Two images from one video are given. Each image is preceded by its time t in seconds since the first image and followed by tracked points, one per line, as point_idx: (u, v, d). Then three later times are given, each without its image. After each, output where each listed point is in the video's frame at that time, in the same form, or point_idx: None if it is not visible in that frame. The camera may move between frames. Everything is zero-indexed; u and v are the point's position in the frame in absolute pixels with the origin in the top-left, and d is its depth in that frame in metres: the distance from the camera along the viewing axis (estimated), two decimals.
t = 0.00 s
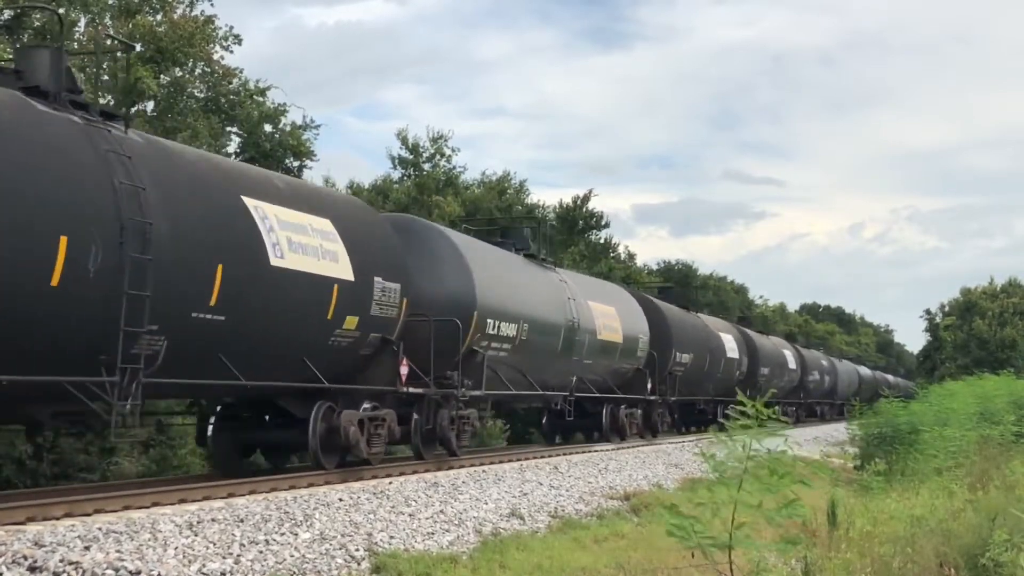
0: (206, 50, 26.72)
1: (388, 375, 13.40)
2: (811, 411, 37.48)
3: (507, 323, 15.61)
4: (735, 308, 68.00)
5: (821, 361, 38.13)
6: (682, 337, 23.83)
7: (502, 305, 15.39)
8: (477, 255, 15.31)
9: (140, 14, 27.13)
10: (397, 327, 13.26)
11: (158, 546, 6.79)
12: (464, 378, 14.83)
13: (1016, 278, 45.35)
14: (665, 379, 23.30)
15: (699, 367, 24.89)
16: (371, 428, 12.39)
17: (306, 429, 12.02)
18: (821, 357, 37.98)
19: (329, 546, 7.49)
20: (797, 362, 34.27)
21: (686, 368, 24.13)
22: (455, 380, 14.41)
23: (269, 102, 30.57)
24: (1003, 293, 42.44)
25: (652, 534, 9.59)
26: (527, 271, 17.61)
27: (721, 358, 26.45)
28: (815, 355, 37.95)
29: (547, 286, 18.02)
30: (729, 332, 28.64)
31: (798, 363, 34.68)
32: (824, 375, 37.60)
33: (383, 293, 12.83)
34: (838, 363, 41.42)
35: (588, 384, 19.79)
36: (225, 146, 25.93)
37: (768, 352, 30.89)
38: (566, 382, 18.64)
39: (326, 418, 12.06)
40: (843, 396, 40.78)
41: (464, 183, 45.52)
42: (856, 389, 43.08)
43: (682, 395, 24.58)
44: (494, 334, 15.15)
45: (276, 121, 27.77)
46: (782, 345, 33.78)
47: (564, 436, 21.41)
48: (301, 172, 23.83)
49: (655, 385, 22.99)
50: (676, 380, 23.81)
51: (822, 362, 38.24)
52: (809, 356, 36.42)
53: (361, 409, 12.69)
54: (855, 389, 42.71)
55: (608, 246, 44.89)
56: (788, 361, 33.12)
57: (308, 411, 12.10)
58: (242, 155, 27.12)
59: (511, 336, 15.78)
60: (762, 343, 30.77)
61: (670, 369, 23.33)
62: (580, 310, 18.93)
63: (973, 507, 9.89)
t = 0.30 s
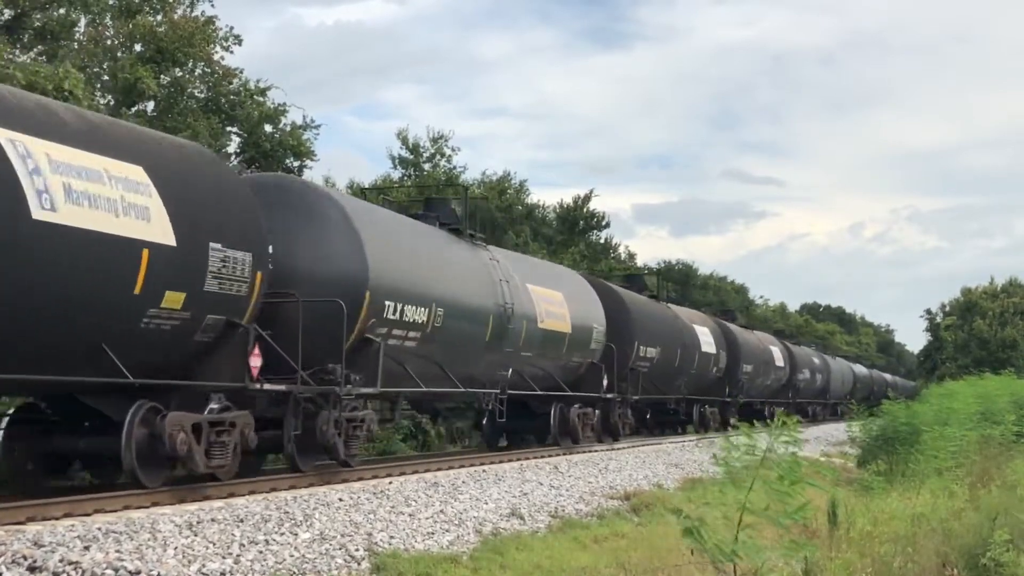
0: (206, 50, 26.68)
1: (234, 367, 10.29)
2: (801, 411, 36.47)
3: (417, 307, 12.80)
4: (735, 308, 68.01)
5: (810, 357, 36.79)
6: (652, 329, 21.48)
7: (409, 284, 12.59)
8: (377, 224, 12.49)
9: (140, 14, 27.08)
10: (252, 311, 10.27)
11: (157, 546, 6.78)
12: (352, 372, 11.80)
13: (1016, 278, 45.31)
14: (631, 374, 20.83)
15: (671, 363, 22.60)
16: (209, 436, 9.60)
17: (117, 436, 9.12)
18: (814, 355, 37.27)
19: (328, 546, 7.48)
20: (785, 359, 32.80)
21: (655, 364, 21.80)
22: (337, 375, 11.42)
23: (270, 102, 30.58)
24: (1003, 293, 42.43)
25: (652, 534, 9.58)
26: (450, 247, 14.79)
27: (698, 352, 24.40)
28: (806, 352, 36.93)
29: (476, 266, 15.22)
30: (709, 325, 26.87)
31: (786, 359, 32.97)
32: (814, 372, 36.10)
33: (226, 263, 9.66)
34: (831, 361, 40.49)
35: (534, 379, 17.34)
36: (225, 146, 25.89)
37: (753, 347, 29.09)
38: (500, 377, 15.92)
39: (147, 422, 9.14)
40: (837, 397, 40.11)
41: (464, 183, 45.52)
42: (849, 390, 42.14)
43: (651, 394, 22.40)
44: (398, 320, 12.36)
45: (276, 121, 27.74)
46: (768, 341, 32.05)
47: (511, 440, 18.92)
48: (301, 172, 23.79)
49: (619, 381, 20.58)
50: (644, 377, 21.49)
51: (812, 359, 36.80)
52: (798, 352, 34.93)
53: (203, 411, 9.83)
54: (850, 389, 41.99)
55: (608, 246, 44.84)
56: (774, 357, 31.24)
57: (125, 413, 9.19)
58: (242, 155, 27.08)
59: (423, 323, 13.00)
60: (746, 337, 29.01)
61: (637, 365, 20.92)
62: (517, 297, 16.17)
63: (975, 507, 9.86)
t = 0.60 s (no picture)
0: (207, 51, 26.68)
1: None
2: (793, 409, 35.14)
3: (279, 284, 10.14)
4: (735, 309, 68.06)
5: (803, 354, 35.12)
6: (612, 320, 18.94)
7: (267, 257, 9.92)
8: (224, 178, 9.75)
9: (140, 14, 27.08)
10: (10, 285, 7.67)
11: (158, 546, 6.79)
12: (174, 366, 9.16)
13: (1016, 279, 45.31)
14: (584, 370, 18.20)
15: (634, 358, 20.26)
16: None
17: None
18: (808, 353, 36.10)
19: (329, 546, 7.49)
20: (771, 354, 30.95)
21: (613, 360, 19.23)
22: (150, 368, 8.75)
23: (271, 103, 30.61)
24: (1003, 293, 42.46)
25: (653, 534, 9.59)
26: (345, 214, 12.07)
27: (668, 348, 22.17)
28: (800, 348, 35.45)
29: (377, 238, 12.45)
30: (685, 318, 24.84)
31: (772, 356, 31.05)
32: (805, 371, 34.28)
33: None
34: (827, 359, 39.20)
35: (458, 375, 14.71)
36: (225, 146, 25.90)
37: (734, 343, 27.16)
38: (410, 373, 13.26)
39: None
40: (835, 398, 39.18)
41: (465, 183, 45.53)
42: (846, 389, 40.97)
43: (610, 392, 20.04)
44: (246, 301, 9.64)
45: (276, 122, 27.76)
46: (753, 335, 30.16)
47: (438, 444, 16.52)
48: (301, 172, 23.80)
49: (569, 378, 17.96)
50: (599, 374, 18.94)
51: (803, 356, 35.06)
52: (787, 348, 33.07)
53: None
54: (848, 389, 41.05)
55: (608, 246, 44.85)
56: (757, 353, 29.25)
57: None
58: (242, 155, 27.11)
59: (288, 303, 10.31)
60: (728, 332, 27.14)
61: (593, 360, 18.34)
62: (432, 277, 13.30)
63: (975, 507, 9.87)
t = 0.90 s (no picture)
0: (206, 51, 26.69)
1: None
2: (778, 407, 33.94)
3: (50, 250, 7.70)
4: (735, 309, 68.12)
5: (787, 350, 33.82)
6: (554, 308, 17.02)
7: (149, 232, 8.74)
8: (50, 129, 8.13)
9: (140, 14, 27.09)
10: None
11: (158, 546, 6.80)
12: None
13: (1016, 279, 45.30)
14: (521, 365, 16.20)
15: (585, 351, 18.52)
16: None
17: None
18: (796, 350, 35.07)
19: (329, 546, 7.49)
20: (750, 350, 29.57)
21: (558, 353, 17.40)
22: None
23: (271, 103, 30.64)
24: (1003, 293, 42.47)
25: (652, 534, 9.60)
26: (181, 167, 9.71)
27: (627, 340, 20.53)
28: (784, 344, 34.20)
29: (222, 194, 10.05)
30: (652, 310, 23.31)
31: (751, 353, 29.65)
32: (788, 369, 32.90)
33: None
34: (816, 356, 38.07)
35: (349, 373, 12.39)
36: (225, 146, 25.95)
37: (707, 338, 25.65)
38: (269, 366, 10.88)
39: None
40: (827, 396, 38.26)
41: (464, 183, 45.56)
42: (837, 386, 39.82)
43: (556, 389, 18.22)
44: None
45: (276, 122, 27.81)
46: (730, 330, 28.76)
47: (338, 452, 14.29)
48: (301, 172, 23.81)
49: (501, 373, 15.94)
50: (540, 369, 16.99)
51: (787, 353, 33.73)
52: (767, 344, 31.69)
53: None
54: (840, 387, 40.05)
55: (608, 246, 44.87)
56: (734, 350, 27.77)
57: None
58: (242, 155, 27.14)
59: (64, 272, 7.85)
60: (701, 326, 25.69)
61: (531, 354, 16.41)
62: (300, 246, 10.86)
63: (975, 507, 9.88)
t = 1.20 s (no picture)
0: (207, 51, 26.66)
1: None
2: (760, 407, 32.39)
3: None
4: (735, 310, 68.14)
5: (769, 347, 32.12)
6: (482, 292, 14.49)
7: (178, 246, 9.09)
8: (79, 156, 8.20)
9: (141, 14, 27.06)
10: None
11: (158, 547, 6.79)
12: None
13: (1016, 279, 45.23)
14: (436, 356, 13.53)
15: (522, 345, 16.08)
16: None
17: None
18: (780, 347, 33.71)
19: (329, 547, 7.49)
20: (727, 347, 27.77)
21: (485, 345, 14.82)
22: None
23: (271, 104, 30.67)
24: (1003, 293, 42.46)
25: (652, 534, 9.60)
26: None
27: (577, 330, 18.20)
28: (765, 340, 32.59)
29: None
30: (610, 301, 21.09)
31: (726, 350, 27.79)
32: (769, 367, 31.17)
33: None
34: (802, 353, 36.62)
35: (176, 367, 9.50)
36: (226, 146, 25.94)
37: (674, 332, 23.56)
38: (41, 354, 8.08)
39: None
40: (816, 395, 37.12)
41: (465, 183, 45.56)
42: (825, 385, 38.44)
43: (486, 386, 15.67)
44: None
45: (276, 122, 27.81)
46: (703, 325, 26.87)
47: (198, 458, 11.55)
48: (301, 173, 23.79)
49: (411, 367, 13.14)
50: (460, 363, 14.32)
51: (769, 351, 31.95)
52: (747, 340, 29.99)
53: None
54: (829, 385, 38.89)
55: (609, 246, 44.83)
56: (705, 346, 25.81)
57: None
58: (243, 155, 27.13)
59: None
60: (667, 319, 23.67)
61: (450, 345, 13.75)
62: (89, 199, 7.96)
63: (975, 507, 9.86)
